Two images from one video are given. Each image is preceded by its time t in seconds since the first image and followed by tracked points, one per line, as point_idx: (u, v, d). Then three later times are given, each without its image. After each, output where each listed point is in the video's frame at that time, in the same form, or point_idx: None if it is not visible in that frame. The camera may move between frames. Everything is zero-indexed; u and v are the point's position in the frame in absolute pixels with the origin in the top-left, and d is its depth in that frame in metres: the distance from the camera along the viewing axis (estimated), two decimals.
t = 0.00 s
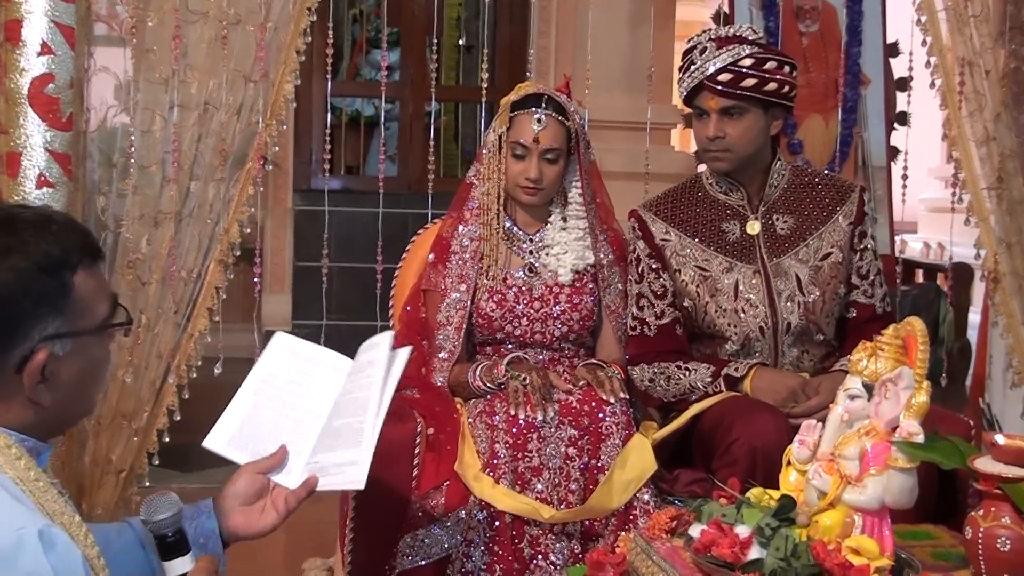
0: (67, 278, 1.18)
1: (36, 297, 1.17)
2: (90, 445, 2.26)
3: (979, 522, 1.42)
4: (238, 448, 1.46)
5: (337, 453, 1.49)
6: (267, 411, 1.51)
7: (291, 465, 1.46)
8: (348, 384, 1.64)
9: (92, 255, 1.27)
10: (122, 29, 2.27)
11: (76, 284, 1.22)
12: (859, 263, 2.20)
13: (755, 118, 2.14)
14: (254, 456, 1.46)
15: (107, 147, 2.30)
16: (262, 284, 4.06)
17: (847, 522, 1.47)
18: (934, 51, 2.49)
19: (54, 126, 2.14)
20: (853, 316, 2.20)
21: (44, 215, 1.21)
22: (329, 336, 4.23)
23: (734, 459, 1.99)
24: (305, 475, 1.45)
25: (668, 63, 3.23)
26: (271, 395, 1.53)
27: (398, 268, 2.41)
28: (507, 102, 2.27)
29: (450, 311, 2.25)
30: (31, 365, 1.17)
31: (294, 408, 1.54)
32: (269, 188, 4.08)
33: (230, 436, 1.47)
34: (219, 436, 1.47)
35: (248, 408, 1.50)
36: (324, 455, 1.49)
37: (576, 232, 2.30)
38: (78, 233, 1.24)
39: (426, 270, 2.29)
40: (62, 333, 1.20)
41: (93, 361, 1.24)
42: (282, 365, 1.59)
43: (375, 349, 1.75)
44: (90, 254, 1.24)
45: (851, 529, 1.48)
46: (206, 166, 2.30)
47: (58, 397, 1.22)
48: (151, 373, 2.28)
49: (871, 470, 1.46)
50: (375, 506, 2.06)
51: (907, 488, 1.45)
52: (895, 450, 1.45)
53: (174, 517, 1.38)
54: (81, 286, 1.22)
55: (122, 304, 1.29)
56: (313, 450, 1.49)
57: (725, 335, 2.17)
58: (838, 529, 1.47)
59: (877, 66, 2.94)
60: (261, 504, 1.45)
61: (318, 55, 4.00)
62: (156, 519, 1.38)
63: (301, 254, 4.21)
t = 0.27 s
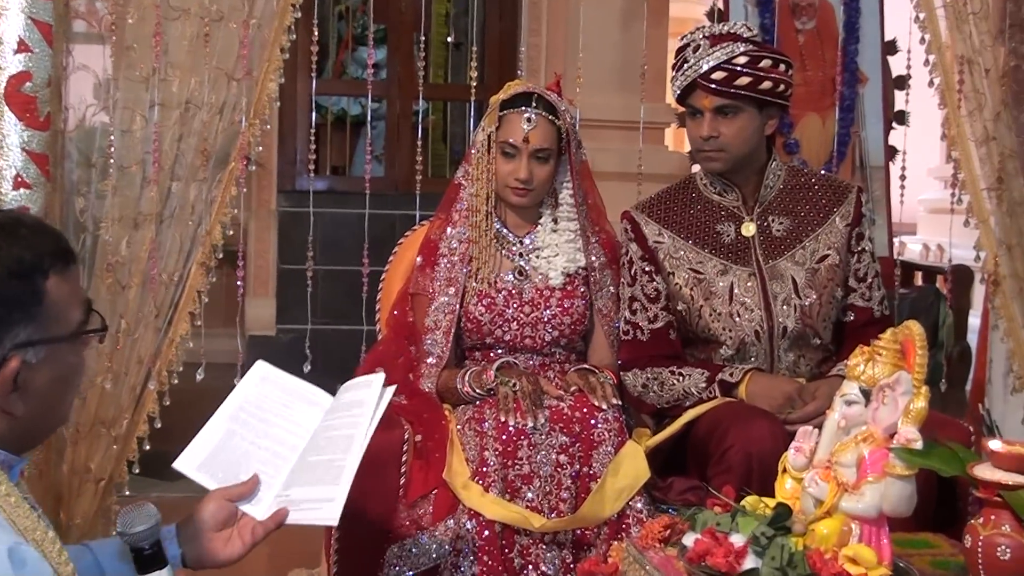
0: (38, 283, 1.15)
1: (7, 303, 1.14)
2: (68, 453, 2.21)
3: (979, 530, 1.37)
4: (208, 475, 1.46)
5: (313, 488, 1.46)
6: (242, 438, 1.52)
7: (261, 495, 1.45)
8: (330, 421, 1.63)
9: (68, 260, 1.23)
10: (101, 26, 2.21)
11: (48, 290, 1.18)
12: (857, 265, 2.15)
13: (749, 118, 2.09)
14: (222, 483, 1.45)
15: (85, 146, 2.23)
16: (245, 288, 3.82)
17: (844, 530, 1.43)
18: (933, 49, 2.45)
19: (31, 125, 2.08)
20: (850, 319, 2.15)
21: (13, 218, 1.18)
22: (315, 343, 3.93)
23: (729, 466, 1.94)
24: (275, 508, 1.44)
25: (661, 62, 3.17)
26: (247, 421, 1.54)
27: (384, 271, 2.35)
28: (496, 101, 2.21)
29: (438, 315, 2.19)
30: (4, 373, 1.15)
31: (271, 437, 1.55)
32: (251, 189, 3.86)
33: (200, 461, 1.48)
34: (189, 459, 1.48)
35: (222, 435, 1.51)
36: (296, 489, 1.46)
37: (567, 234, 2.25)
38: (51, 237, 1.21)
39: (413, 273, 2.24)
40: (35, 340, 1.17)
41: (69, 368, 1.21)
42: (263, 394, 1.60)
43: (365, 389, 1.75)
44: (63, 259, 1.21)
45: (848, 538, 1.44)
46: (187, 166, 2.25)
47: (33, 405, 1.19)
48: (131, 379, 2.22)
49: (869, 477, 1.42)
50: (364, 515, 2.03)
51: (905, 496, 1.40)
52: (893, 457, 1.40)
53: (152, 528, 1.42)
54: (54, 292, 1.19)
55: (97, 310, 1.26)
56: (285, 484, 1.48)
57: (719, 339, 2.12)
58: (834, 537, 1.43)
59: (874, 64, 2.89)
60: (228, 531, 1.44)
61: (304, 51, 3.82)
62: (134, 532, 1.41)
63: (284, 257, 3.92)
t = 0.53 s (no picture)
0: None
1: None
2: (44, 463, 2.16)
3: (978, 540, 1.35)
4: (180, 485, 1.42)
5: (288, 498, 1.42)
6: (215, 446, 1.47)
7: (236, 504, 1.42)
8: (305, 428, 1.58)
9: (32, 262, 1.17)
10: (79, 25, 2.16)
11: (12, 295, 1.13)
12: (853, 269, 2.11)
13: (743, 119, 2.04)
14: (196, 493, 1.41)
15: (63, 148, 2.18)
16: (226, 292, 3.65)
17: (839, 541, 1.38)
18: (930, 49, 2.41)
19: (7, 126, 2.03)
20: (846, 325, 2.10)
21: None
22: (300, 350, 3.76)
23: (722, 476, 1.90)
24: (249, 518, 1.40)
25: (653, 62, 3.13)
26: (220, 428, 1.50)
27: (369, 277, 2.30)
28: (484, 102, 2.16)
29: (425, 321, 2.14)
30: None
31: (244, 444, 1.50)
32: (233, 190, 3.65)
33: (171, 470, 1.43)
34: (160, 469, 1.43)
35: (195, 442, 1.47)
36: (272, 498, 1.42)
37: (557, 238, 2.20)
38: (16, 238, 1.15)
39: (400, 278, 2.19)
40: None
41: (35, 376, 1.16)
42: (237, 398, 1.55)
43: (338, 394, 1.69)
44: (28, 262, 1.15)
45: (843, 549, 1.39)
46: (168, 169, 2.19)
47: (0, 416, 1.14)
48: (110, 388, 2.17)
49: (865, 487, 1.37)
50: (348, 526, 1.99)
51: (902, 506, 1.35)
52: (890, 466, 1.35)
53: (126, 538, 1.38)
54: (19, 297, 1.13)
55: (64, 315, 1.20)
56: (260, 493, 1.44)
57: (713, 345, 2.07)
58: (830, 548, 1.38)
59: (869, 64, 2.85)
60: (202, 543, 1.39)
61: (288, 51, 3.81)
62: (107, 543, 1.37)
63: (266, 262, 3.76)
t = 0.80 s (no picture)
0: None
1: None
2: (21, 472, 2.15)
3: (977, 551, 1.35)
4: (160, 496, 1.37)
5: (272, 509, 1.37)
6: (195, 456, 1.41)
7: (218, 516, 1.37)
8: (289, 437, 1.51)
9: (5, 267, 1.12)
10: (57, 22, 2.13)
11: None
12: (852, 273, 2.05)
13: (739, 118, 1.98)
14: (176, 504, 1.37)
15: (40, 149, 2.14)
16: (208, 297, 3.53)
17: (838, 552, 1.35)
18: (931, 47, 2.37)
19: None
20: (845, 330, 2.05)
21: None
22: (284, 353, 3.65)
23: (718, 486, 1.84)
24: (232, 529, 1.36)
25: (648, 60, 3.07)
26: (200, 437, 1.43)
27: (356, 280, 2.23)
28: (473, 101, 2.10)
29: (413, 327, 2.08)
30: None
31: (226, 454, 1.44)
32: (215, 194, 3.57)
33: (151, 480, 1.38)
34: (139, 478, 1.37)
35: (174, 453, 1.40)
36: (255, 509, 1.38)
37: (548, 241, 2.14)
38: None
39: (386, 283, 2.12)
40: None
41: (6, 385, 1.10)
42: (218, 408, 1.48)
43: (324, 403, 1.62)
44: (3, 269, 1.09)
45: (843, 560, 1.35)
46: (147, 171, 2.15)
47: None
48: (88, 396, 2.14)
49: (865, 496, 1.34)
50: (334, 537, 1.93)
51: (902, 517, 1.33)
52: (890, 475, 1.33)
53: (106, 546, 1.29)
54: None
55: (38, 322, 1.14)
56: (243, 504, 1.39)
57: (709, 351, 2.02)
58: (829, 560, 1.35)
59: (869, 62, 2.80)
60: (182, 556, 1.36)
61: (271, 49, 3.74)
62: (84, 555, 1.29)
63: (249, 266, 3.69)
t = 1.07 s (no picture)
0: None
1: None
2: None
3: (982, 563, 1.33)
4: (124, 490, 1.26)
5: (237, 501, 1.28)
6: (159, 445, 1.28)
7: (186, 508, 1.27)
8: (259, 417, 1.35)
9: None
10: (30, 18, 2.25)
11: None
12: (851, 277, 1.99)
13: (734, 119, 1.92)
14: (141, 499, 1.26)
15: (15, 149, 2.26)
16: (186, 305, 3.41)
17: (837, 565, 1.32)
18: (932, 44, 2.32)
19: None
20: (844, 336, 1.99)
21: None
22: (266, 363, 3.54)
23: (714, 497, 1.78)
24: (200, 524, 1.27)
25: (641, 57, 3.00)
26: (164, 424, 1.29)
27: (341, 283, 2.14)
28: (460, 100, 2.04)
29: (398, 331, 2.01)
30: None
31: (192, 440, 1.29)
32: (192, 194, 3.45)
33: (113, 475, 1.26)
34: (99, 471, 1.26)
35: (137, 443, 1.28)
36: (224, 501, 1.28)
37: (538, 244, 2.07)
38: None
39: (371, 283, 2.05)
40: None
41: None
42: (182, 389, 1.31)
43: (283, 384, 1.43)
44: None
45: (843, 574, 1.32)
46: (125, 172, 2.28)
47: None
48: (62, 406, 2.26)
49: (864, 508, 1.32)
50: (317, 551, 1.87)
51: (901, 528, 1.31)
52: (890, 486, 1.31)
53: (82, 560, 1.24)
54: None
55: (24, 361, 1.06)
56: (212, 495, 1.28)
57: (704, 358, 1.95)
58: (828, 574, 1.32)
59: (869, 60, 2.74)
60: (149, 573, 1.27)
61: (252, 46, 3.66)
62: (61, 569, 1.22)
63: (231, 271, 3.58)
